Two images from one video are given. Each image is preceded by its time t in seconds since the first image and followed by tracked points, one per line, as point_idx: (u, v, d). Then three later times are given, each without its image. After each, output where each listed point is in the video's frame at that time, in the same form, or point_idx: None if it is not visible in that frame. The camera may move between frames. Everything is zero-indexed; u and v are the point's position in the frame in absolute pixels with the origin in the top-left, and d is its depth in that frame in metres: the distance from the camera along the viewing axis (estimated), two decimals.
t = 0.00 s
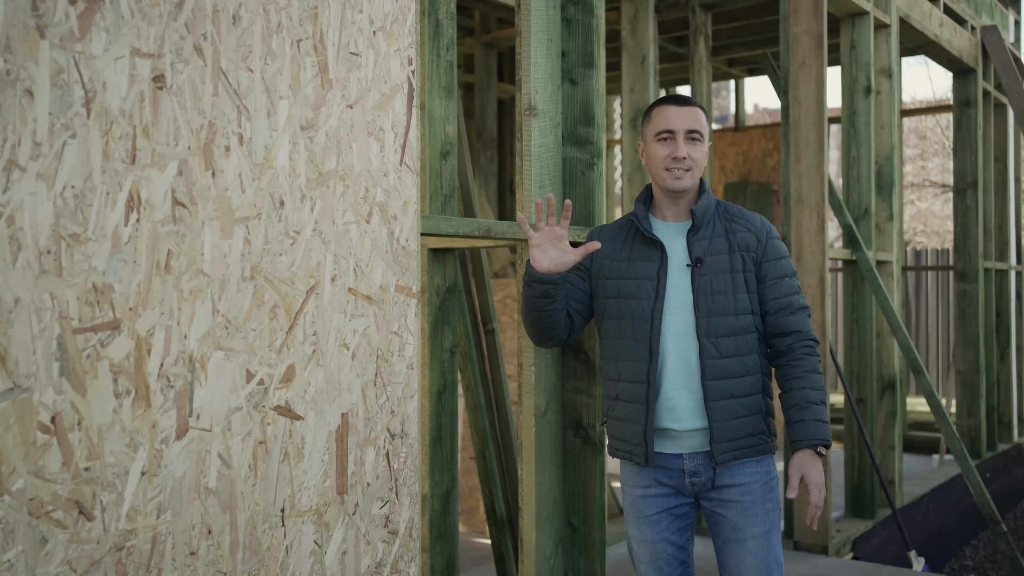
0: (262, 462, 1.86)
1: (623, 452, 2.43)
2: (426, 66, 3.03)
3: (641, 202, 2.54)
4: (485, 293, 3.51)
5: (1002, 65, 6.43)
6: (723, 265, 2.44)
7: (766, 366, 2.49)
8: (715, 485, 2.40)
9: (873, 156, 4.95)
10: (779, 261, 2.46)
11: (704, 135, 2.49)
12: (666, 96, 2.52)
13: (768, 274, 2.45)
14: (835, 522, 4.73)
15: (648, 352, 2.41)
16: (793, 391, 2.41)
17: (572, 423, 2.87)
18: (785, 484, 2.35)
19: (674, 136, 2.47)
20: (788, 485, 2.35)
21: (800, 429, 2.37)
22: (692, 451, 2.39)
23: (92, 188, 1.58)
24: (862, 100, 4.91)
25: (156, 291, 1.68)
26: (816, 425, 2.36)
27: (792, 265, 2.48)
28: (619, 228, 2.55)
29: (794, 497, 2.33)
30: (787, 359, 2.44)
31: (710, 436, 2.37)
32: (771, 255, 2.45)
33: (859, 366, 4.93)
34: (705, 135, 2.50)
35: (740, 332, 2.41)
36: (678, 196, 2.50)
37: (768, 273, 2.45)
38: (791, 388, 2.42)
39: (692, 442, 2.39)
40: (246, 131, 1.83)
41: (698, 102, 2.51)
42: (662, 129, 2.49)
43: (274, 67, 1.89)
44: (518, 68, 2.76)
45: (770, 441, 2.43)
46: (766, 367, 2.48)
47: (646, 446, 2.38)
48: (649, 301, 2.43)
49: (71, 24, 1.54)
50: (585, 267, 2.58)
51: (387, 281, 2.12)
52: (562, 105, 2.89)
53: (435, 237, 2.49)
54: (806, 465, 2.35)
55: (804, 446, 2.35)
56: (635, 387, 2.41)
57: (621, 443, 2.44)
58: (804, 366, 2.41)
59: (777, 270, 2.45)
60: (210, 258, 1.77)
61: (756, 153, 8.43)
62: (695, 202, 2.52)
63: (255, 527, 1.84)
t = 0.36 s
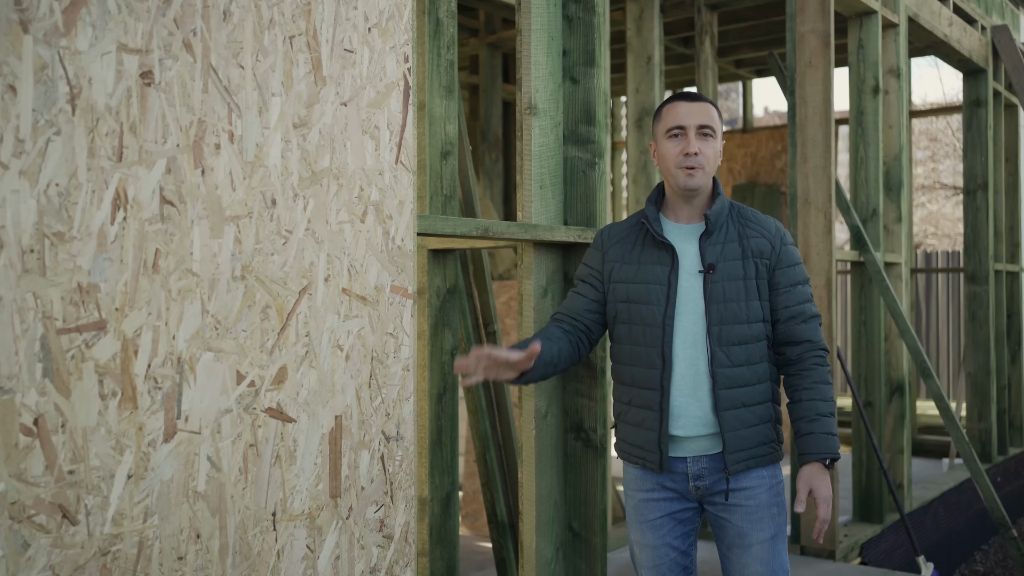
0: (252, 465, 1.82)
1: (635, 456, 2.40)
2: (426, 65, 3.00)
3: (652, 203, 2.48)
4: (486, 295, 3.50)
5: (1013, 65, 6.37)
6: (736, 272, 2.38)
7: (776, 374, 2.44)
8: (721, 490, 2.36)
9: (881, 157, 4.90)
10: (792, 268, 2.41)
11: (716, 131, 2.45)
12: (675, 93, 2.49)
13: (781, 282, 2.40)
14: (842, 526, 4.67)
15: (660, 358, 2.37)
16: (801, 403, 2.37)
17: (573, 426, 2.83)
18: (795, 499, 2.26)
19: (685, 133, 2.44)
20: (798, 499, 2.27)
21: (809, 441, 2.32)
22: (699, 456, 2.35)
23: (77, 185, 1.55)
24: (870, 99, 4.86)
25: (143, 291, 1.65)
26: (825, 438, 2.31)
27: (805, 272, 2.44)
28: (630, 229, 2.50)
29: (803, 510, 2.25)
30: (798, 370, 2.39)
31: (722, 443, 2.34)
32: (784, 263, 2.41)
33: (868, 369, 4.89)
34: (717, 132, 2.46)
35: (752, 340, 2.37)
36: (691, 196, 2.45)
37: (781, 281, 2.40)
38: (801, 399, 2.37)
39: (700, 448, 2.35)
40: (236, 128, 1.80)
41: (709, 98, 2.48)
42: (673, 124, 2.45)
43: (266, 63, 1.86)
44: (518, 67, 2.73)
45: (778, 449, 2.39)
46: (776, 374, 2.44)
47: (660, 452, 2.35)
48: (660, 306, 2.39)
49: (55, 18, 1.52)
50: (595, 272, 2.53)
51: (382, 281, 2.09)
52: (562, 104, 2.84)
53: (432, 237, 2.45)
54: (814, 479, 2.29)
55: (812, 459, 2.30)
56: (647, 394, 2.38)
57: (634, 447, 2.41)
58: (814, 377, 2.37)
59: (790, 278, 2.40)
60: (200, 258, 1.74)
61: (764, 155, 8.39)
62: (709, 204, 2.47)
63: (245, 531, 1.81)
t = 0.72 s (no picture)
0: (235, 469, 1.80)
1: (640, 460, 2.36)
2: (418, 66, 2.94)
3: (657, 199, 2.47)
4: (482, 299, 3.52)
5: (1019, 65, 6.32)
6: (743, 269, 2.35)
7: (785, 374, 2.41)
8: (728, 496, 2.32)
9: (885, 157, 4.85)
10: (800, 265, 2.38)
11: (717, 127, 2.41)
12: (676, 89, 2.45)
13: (789, 279, 2.37)
14: (845, 530, 4.64)
15: (665, 357, 2.33)
16: (812, 402, 2.32)
17: (568, 429, 2.79)
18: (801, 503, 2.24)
19: (686, 131, 2.40)
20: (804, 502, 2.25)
21: (818, 441, 2.28)
22: (705, 459, 2.32)
23: (52, 185, 1.53)
24: (873, 99, 4.82)
25: (122, 293, 1.62)
26: (835, 438, 2.26)
27: (815, 269, 2.40)
28: (634, 226, 2.49)
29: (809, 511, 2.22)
30: (808, 368, 2.36)
31: (727, 446, 2.30)
32: (792, 259, 2.38)
33: (870, 371, 4.85)
34: (719, 128, 2.42)
35: (760, 338, 2.33)
36: (695, 191, 2.42)
37: (789, 278, 2.37)
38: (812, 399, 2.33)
39: (706, 451, 2.32)
40: (220, 128, 1.78)
41: (712, 93, 2.44)
42: (674, 123, 2.41)
43: (250, 62, 1.83)
44: (512, 67, 2.70)
45: (788, 453, 2.35)
46: (785, 375, 2.41)
47: (664, 455, 2.31)
48: (665, 303, 2.36)
49: (31, 15, 1.50)
50: (600, 271, 2.52)
51: (369, 282, 2.06)
52: (557, 103, 2.82)
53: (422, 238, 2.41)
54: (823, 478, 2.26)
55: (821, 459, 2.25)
56: (653, 394, 2.34)
57: (640, 451, 2.37)
58: (825, 375, 2.32)
59: (798, 274, 2.38)
60: (181, 259, 1.71)
61: (768, 156, 8.35)
62: (714, 200, 2.44)
63: (227, 537, 1.79)
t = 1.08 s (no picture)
0: (214, 471, 1.79)
1: (643, 464, 2.34)
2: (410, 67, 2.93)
3: (659, 199, 2.45)
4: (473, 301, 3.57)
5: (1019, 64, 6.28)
6: (745, 267, 2.33)
7: (790, 376, 2.39)
8: (731, 500, 2.30)
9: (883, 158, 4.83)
10: (805, 263, 2.36)
11: (721, 121, 2.39)
12: (677, 85, 2.44)
13: (793, 277, 2.35)
14: (841, 531, 4.61)
15: (668, 357, 2.31)
16: (816, 402, 2.30)
17: (558, 429, 2.78)
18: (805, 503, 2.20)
19: (689, 124, 2.38)
20: (806, 502, 2.21)
21: (822, 441, 2.25)
22: (709, 463, 2.30)
23: (23, 185, 1.52)
24: (871, 99, 4.80)
25: (97, 293, 1.61)
26: (840, 437, 2.24)
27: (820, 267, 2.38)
28: (635, 227, 2.48)
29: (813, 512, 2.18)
30: (813, 368, 2.33)
31: (731, 448, 2.27)
32: (796, 257, 2.36)
33: (868, 373, 4.81)
34: (723, 122, 2.41)
35: (763, 338, 2.31)
36: (698, 189, 2.40)
37: (793, 276, 2.35)
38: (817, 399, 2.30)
39: (710, 454, 2.30)
40: (198, 127, 1.76)
41: (712, 88, 2.42)
42: (677, 116, 2.40)
43: (229, 60, 1.82)
44: (500, 67, 2.69)
45: (793, 456, 2.33)
46: (790, 377, 2.39)
47: (671, 458, 2.28)
48: (667, 303, 2.34)
49: (3, 14, 1.49)
50: (600, 272, 2.51)
51: (352, 283, 2.04)
52: (547, 103, 2.80)
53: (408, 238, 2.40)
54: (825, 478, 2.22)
55: (825, 459, 2.23)
56: (655, 395, 2.32)
57: (642, 455, 2.35)
58: (829, 375, 2.30)
59: (803, 273, 2.35)
60: (158, 259, 1.70)
61: (769, 156, 8.32)
62: (717, 198, 2.42)
63: (206, 539, 1.77)
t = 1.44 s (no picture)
0: (196, 471, 1.78)
1: (637, 466, 2.33)
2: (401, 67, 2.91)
3: (656, 199, 2.43)
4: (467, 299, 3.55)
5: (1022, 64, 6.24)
6: (744, 269, 2.31)
7: (789, 378, 2.36)
8: (727, 503, 2.28)
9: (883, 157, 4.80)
10: (804, 265, 2.34)
11: (721, 125, 2.37)
12: (678, 85, 2.40)
13: (793, 279, 2.33)
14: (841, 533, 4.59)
15: (663, 359, 2.30)
16: (816, 406, 2.28)
17: (550, 430, 2.76)
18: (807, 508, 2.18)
19: (688, 128, 2.36)
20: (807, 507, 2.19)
21: (822, 446, 2.22)
22: (705, 465, 2.28)
23: None
24: (870, 98, 4.77)
25: (75, 293, 1.61)
26: (840, 442, 2.21)
27: (820, 270, 2.36)
28: (634, 226, 2.45)
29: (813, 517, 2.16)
30: (813, 371, 2.31)
31: (728, 451, 2.26)
32: (796, 259, 2.33)
33: (868, 374, 4.78)
34: (722, 126, 2.38)
35: (762, 340, 2.29)
36: (696, 192, 2.38)
37: (793, 278, 2.33)
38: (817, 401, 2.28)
39: (705, 456, 2.28)
40: (180, 126, 1.75)
41: (715, 90, 2.39)
42: (676, 121, 2.37)
43: (211, 58, 1.81)
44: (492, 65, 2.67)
45: (792, 459, 2.31)
46: (789, 378, 2.36)
47: (660, 460, 2.27)
48: (664, 304, 2.32)
49: None
50: (596, 270, 2.49)
51: (337, 282, 2.03)
52: (538, 102, 2.78)
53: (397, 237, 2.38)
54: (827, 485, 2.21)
55: (825, 464, 2.20)
56: (650, 397, 2.31)
57: (636, 457, 2.33)
58: (830, 379, 2.28)
59: (802, 275, 2.33)
60: (139, 258, 1.69)
61: (772, 156, 8.33)
62: (717, 199, 2.40)
63: (187, 539, 1.76)
